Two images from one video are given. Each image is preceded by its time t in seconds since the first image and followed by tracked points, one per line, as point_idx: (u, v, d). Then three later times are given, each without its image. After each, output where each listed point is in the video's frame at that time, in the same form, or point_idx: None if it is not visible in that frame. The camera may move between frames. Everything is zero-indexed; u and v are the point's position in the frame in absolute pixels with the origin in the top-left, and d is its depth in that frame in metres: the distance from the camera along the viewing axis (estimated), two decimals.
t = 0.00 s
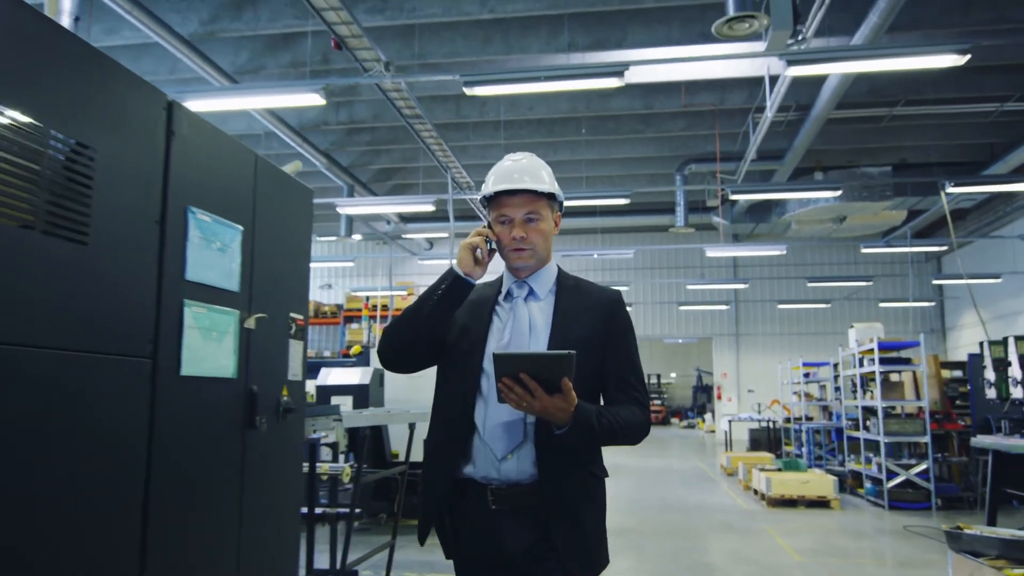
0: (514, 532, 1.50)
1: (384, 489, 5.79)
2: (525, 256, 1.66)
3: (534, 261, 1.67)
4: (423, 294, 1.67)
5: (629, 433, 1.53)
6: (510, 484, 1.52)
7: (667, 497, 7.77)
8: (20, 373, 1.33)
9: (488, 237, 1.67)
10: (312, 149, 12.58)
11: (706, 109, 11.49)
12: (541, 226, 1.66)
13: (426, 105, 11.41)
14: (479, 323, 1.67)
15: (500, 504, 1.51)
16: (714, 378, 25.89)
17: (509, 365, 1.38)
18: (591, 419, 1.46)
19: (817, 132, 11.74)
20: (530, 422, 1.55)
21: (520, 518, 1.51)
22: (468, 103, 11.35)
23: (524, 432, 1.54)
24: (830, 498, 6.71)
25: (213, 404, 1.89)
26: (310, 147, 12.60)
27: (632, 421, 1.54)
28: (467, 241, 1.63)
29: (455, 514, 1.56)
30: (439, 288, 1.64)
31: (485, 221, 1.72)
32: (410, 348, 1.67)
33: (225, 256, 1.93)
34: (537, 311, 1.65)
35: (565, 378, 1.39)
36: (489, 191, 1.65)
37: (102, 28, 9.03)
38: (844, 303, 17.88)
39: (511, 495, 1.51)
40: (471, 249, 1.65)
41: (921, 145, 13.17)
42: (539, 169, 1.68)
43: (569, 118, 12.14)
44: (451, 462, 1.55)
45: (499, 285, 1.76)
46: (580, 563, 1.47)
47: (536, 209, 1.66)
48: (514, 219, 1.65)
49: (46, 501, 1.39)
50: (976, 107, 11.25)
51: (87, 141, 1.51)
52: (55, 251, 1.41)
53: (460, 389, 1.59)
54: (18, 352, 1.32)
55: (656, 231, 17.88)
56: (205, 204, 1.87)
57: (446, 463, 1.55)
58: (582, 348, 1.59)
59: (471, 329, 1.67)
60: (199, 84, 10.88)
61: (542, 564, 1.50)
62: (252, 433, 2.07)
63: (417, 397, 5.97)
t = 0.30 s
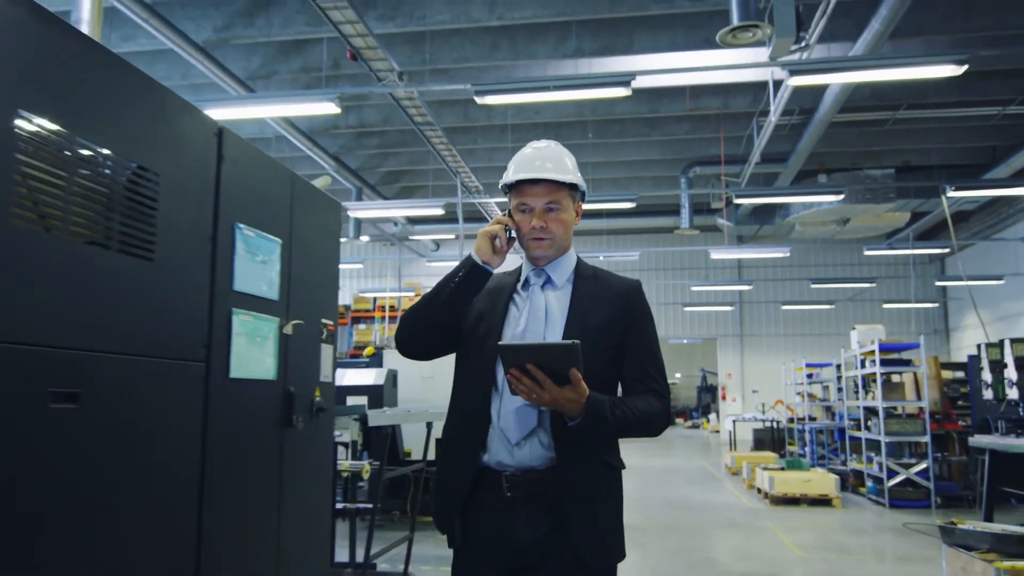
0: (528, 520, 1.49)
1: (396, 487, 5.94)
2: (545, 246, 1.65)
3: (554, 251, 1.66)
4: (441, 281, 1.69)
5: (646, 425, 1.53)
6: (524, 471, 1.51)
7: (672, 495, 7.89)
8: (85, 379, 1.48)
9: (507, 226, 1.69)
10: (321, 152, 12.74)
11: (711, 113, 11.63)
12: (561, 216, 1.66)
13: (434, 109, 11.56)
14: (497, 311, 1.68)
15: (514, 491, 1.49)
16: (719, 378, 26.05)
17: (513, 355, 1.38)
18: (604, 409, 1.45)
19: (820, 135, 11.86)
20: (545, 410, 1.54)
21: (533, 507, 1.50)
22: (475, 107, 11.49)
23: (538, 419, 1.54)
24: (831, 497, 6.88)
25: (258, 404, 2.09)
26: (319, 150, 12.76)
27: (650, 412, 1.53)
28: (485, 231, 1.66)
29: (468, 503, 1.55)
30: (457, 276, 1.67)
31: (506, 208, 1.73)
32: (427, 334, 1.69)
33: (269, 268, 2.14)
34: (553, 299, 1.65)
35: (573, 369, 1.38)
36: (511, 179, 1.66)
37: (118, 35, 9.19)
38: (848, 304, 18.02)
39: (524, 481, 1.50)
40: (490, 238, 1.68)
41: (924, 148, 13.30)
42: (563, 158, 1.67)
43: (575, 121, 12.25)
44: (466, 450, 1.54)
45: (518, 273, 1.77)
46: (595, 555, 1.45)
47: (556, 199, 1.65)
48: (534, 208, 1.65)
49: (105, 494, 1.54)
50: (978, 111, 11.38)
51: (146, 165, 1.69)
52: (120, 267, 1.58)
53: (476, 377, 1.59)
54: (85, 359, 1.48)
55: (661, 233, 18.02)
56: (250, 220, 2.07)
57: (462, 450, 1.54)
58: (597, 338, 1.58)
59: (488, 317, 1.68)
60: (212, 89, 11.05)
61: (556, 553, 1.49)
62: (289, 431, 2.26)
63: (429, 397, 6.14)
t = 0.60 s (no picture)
0: (544, 517, 1.60)
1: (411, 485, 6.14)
2: (547, 248, 1.77)
3: (557, 252, 1.78)
4: (450, 289, 1.84)
5: (654, 419, 1.62)
6: (542, 472, 1.63)
7: (679, 493, 8.07)
8: (95, 378, 1.50)
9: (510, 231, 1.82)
10: (332, 156, 12.94)
11: (716, 117, 11.79)
12: (562, 218, 1.77)
13: (443, 115, 11.75)
14: (506, 316, 1.82)
15: (533, 491, 1.61)
16: (725, 377, 26.20)
17: (520, 354, 1.49)
18: (611, 406, 1.56)
19: (824, 138, 12.01)
20: (556, 412, 1.66)
21: (549, 504, 1.61)
22: (484, 112, 11.68)
23: (551, 421, 1.66)
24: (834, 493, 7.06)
25: (300, 402, 2.30)
26: (330, 154, 12.97)
27: (657, 406, 1.62)
28: (488, 239, 1.79)
29: (487, 503, 1.66)
30: (464, 283, 1.79)
31: (509, 213, 1.85)
32: (442, 342, 1.84)
33: (309, 280, 2.34)
34: (559, 301, 1.78)
35: (578, 366, 1.47)
36: (511, 185, 1.77)
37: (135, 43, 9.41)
38: (853, 304, 18.16)
39: (541, 482, 1.61)
40: (493, 245, 1.80)
41: (928, 151, 13.45)
42: (562, 162, 1.78)
43: (582, 126, 12.42)
44: (485, 452, 1.66)
45: (524, 276, 1.90)
46: (603, 548, 1.56)
47: (556, 201, 1.76)
48: (535, 212, 1.76)
49: (142, 490, 1.64)
50: (980, 114, 11.50)
51: (210, 190, 1.91)
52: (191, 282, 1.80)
53: (490, 383, 1.72)
54: (96, 359, 1.51)
55: (667, 235, 18.18)
56: (293, 235, 2.29)
57: (481, 453, 1.66)
58: (602, 337, 1.70)
59: (498, 323, 1.82)
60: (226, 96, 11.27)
61: (570, 549, 1.57)
62: (327, 427, 2.48)
63: (441, 397, 6.34)
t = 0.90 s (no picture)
0: (541, 519, 1.58)
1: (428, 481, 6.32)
2: (535, 252, 1.75)
3: (544, 255, 1.76)
4: (438, 295, 1.82)
5: (650, 419, 1.62)
6: (538, 473, 1.60)
7: (690, 491, 8.20)
8: (106, 379, 1.52)
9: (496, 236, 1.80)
10: (347, 160, 13.15)
11: (727, 120, 11.93)
12: (547, 221, 1.76)
13: (457, 119, 11.94)
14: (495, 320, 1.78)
15: (529, 493, 1.58)
16: (737, 377, 26.32)
17: (521, 360, 1.48)
18: (607, 406, 1.54)
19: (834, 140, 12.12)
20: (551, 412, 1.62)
21: (546, 506, 1.59)
22: (497, 117, 11.87)
23: (546, 422, 1.62)
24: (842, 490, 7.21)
25: (336, 401, 2.50)
26: (346, 158, 13.17)
27: (651, 406, 1.62)
28: (478, 243, 1.80)
29: (481, 506, 1.63)
30: (452, 290, 1.79)
31: (493, 218, 1.84)
32: (433, 347, 1.80)
33: (344, 289, 2.56)
34: (547, 304, 1.75)
35: (577, 370, 1.47)
36: (494, 190, 1.75)
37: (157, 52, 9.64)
38: (864, 304, 18.24)
39: (538, 485, 1.59)
40: (481, 250, 1.82)
41: (937, 152, 13.54)
42: (546, 165, 1.77)
43: (594, 129, 12.55)
44: (478, 455, 1.63)
45: (511, 279, 1.87)
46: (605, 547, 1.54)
47: (540, 204, 1.75)
48: (520, 216, 1.75)
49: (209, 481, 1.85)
50: (989, 115, 11.56)
51: (260, 211, 2.12)
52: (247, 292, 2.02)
53: (483, 385, 1.69)
54: (109, 359, 1.53)
55: (679, 236, 18.31)
56: (331, 248, 2.50)
57: (474, 457, 1.63)
58: (594, 338, 1.68)
59: (488, 326, 1.79)
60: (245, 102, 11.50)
61: (569, 549, 1.57)
62: (360, 425, 2.68)
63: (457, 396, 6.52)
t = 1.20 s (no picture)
0: (541, 507, 1.58)
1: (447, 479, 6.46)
2: (543, 241, 1.75)
3: (551, 245, 1.76)
4: (443, 283, 1.74)
5: (650, 410, 1.66)
6: (540, 460, 1.61)
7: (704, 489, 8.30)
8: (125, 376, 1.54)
9: (504, 223, 1.76)
10: (364, 163, 13.31)
11: (740, 122, 12.03)
12: (555, 212, 1.76)
13: (473, 123, 12.09)
14: (500, 310, 1.76)
15: (529, 480, 1.59)
16: (751, 377, 26.37)
17: (533, 349, 1.49)
18: (613, 397, 1.57)
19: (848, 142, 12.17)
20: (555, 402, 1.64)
21: (547, 493, 1.59)
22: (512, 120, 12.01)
23: (551, 411, 1.64)
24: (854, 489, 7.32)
25: (371, 399, 2.68)
26: (363, 161, 13.33)
27: (652, 398, 1.66)
28: (486, 228, 1.72)
29: (483, 495, 1.64)
30: (462, 276, 1.71)
31: (499, 206, 1.81)
32: (435, 336, 1.76)
33: (378, 295, 2.76)
34: (551, 294, 1.76)
35: (588, 361, 1.49)
36: (507, 177, 1.74)
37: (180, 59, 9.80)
38: (878, 304, 18.25)
39: (538, 471, 1.59)
40: (490, 236, 1.74)
41: (951, 153, 13.58)
42: (553, 155, 1.77)
43: (608, 131, 12.64)
44: (480, 443, 1.62)
45: (511, 268, 1.85)
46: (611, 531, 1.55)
47: (550, 195, 1.75)
48: (530, 206, 1.75)
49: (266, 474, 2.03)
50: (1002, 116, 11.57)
51: (304, 224, 2.30)
52: (295, 300, 2.21)
53: (486, 373, 1.68)
54: (131, 358, 1.56)
55: (693, 236, 18.38)
56: (366, 257, 2.70)
57: (476, 445, 1.62)
58: (601, 330, 1.70)
59: (492, 314, 1.76)
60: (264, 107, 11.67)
61: (573, 535, 1.58)
62: (393, 423, 2.86)
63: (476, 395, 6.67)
